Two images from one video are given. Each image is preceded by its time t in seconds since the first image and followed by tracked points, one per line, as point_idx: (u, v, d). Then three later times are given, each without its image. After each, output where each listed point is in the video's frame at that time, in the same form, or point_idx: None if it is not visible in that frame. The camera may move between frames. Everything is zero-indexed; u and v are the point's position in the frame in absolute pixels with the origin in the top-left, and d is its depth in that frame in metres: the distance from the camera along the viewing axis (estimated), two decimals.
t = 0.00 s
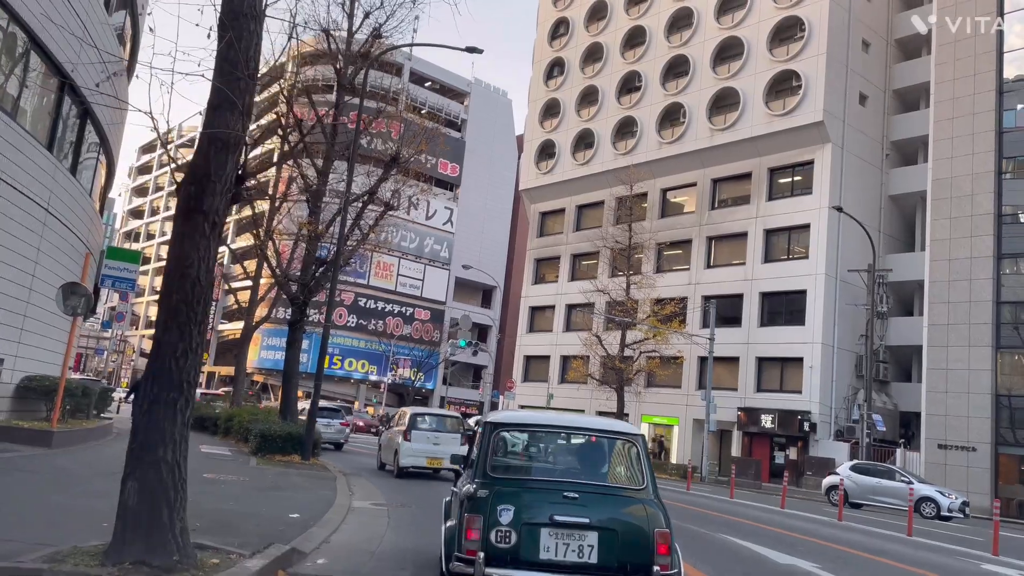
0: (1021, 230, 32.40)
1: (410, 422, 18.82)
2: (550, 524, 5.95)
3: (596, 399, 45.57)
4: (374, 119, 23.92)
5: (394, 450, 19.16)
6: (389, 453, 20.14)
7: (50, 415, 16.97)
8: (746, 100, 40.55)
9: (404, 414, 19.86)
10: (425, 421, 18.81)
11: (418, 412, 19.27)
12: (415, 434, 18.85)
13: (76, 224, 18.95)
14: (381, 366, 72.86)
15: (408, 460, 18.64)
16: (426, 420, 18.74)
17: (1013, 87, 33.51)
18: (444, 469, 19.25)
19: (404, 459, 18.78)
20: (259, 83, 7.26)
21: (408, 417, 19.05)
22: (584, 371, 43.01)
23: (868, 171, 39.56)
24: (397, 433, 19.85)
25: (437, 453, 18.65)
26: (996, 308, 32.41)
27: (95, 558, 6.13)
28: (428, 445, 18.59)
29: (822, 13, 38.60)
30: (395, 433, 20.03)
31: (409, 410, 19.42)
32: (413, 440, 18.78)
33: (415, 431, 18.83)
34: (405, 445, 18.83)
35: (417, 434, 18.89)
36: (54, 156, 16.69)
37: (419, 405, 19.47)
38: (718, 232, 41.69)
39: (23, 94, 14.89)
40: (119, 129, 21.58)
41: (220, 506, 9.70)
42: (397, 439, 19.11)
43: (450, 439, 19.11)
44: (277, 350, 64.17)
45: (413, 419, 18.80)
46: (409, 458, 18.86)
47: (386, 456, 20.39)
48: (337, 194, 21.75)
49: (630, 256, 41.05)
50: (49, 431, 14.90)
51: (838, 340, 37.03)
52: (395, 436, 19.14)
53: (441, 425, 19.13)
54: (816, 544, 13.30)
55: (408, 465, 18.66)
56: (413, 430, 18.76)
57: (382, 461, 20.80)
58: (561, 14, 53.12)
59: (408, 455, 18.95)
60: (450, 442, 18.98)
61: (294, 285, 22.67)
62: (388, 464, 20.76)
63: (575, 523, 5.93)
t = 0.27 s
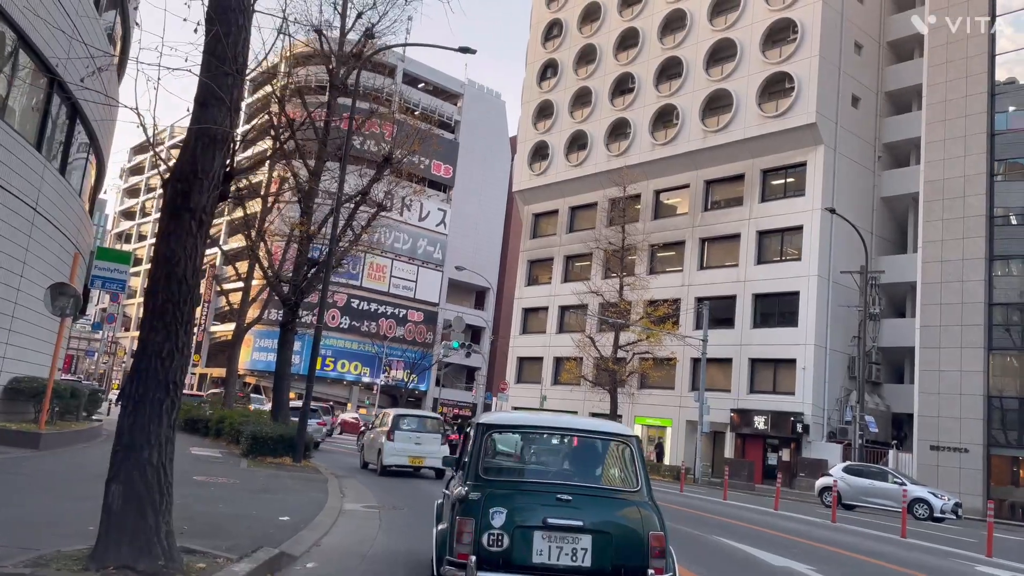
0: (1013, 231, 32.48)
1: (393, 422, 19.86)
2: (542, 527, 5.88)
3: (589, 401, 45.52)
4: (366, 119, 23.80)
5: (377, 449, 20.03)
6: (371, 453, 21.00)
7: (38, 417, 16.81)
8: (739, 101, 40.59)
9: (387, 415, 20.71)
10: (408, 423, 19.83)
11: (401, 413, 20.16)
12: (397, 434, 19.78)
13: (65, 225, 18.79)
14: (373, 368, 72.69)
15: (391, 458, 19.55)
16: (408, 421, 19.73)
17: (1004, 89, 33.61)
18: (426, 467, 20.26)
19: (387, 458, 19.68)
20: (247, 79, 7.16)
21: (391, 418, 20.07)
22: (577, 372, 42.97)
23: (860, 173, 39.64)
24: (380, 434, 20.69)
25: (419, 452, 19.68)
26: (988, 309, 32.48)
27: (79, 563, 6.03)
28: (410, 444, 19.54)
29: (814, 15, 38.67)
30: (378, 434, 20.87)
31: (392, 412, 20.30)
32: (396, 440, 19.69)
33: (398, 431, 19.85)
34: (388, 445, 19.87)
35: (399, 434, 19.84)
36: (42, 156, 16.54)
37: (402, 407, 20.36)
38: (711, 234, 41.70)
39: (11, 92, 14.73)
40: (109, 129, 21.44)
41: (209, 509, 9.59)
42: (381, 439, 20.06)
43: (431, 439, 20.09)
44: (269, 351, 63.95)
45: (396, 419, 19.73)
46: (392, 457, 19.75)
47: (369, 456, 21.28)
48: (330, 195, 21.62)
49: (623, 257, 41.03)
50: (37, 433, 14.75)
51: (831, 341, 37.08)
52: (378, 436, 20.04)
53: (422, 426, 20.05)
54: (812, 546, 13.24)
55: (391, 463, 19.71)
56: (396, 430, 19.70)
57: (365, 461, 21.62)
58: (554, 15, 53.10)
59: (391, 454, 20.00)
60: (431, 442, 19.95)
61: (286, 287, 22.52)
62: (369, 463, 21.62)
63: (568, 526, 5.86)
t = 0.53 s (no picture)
0: (1005, 232, 32.57)
1: (375, 422, 20.72)
2: (536, 529, 5.83)
3: (583, 401, 45.49)
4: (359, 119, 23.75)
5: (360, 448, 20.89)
6: (354, 451, 21.84)
7: (28, 417, 16.65)
8: (733, 102, 40.62)
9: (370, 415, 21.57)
10: (389, 421, 20.71)
11: (383, 413, 21.03)
12: (380, 433, 20.65)
13: (56, 224, 18.64)
14: (367, 369, 72.53)
15: (374, 456, 20.43)
16: (389, 420, 20.61)
17: (997, 90, 33.72)
18: (407, 464, 21.18)
19: (370, 456, 20.54)
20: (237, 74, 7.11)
21: (373, 418, 20.90)
22: (571, 372, 42.92)
23: (854, 174, 39.71)
24: (363, 433, 21.53)
25: (400, 450, 20.57)
26: (981, 310, 32.56)
27: (64, 565, 5.95)
28: (391, 443, 20.41)
29: (808, 16, 38.75)
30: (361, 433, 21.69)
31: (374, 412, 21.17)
32: (378, 439, 20.55)
33: (380, 430, 20.70)
34: (370, 443, 20.73)
35: (381, 433, 20.71)
36: (32, 154, 16.41)
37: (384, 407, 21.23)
38: (705, 234, 41.72)
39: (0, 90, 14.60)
40: (100, 128, 21.30)
41: (200, 510, 9.50)
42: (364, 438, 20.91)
43: (411, 437, 20.95)
44: (262, 351, 63.77)
45: (379, 419, 20.60)
46: (374, 455, 20.62)
47: (352, 454, 22.17)
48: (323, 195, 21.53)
49: (618, 258, 41.03)
50: (26, 433, 14.63)
51: (824, 342, 37.13)
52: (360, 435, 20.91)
53: (403, 425, 20.91)
54: (808, 547, 13.18)
55: (374, 460, 20.56)
56: (378, 430, 20.57)
57: (348, 459, 22.48)
58: (549, 15, 53.08)
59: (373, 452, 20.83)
60: (412, 441, 20.85)
61: (279, 286, 22.40)
62: (352, 462, 22.47)
63: (562, 527, 5.81)
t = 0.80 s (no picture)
0: (997, 232, 32.67)
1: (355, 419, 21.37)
2: (527, 528, 5.77)
3: (577, 400, 45.46)
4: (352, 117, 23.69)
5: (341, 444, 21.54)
6: (334, 446, 22.51)
7: (17, 416, 16.51)
8: (726, 101, 40.65)
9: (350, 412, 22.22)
10: (368, 419, 21.35)
11: (363, 411, 21.68)
12: (361, 430, 21.31)
13: (45, 221, 18.49)
14: (360, 367, 72.37)
15: (355, 453, 21.11)
16: (368, 417, 21.21)
17: (990, 91, 33.81)
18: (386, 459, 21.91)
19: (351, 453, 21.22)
20: (225, 67, 7.06)
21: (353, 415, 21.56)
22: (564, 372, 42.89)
23: (847, 174, 39.77)
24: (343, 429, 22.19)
25: (380, 446, 21.28)
26: (973, 310, 32.64)
27: (48, 566, 5.88)
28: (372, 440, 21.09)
29: (801, 16, 38.79)
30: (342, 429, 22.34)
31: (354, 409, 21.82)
32: (359, 436, 21.22)
33: (360, 427, 21.37)
34: (350, 440, 21.40)
35: (362, 430, 21.36)
36: (22, 150, 16.27)
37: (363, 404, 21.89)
38: (699, 233, 41.73)
39: None
40: (90, 125, 21.15)
41: (189, 510, 9.42)
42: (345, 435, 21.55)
43: (390, 434, 21.68)
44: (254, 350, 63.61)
45: (359, 417, 21.26)
46: (355, 451, 21.31)
47: (332, 449, 22.86)
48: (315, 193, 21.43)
49: (611, 257, 41.01)
50: (15, 433, 14.50)
51: (817, 341, 37.19)
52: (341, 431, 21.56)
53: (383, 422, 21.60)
54: (800, 547, 13.16)
55: (354, 457, 21.21)
56: (359, 427, 21.23)
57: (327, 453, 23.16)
58: (543, 14, 53.01)
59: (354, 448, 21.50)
60: (391, 437, 21.55)
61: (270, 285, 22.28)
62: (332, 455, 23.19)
63: (553, 526, 5.76)
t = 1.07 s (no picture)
0: (988, 231, 32.75)
1: (334, 416, 22.42)
2: (515, 523, 5.69)
3: (569, 399, 45.41)
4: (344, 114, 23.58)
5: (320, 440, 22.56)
6: (314, 442, 23.49)
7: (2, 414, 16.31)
8: (719, 99, 40.63)
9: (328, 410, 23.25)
10: (346, 416, 22.40)
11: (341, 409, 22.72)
12: (339, 427, 22.33)
13: (32, 217, 18.28)
14: (352, 366, 72.18)
15: (333, 448, 22.13)
16: (345, 414, 22.30)
17: (982, 90, 33.88)
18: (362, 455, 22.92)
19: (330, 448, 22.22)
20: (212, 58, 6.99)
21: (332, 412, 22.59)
22: (557, 370, 42.80)
23: (838, 172, 39.82)
24: (322, 426, 23.20)
25: (357, 442, 22.31)
26: (964, 308, 32.71)
27: (29, 569, 5.78)
28: (350, 436, 22.15)
29: (794, 15, 38.80)
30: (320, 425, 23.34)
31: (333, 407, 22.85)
32: (338, 432, 22.25)
33: (338, 424, 22.43)
34: (329, 436, 22.45)
35: (340, 427, 22.42)
36: (8, 145, 16.06)
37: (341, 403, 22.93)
38: (691, 232, 41.71)
39: None
40: (79, 121, 20.95)
41: (176, 509, 9.31)
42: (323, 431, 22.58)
43: (367, 430, 22.75)
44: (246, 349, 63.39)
45: (337, 414, 22.31)
46: (333, 447, 22.32)
47: (311, 445, 23.88)
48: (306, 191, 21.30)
49: (604, 255, 40.97)
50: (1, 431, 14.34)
51: (809, 339, 37.25)
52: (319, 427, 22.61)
53: (359, 419, 22.66)
54: (794, 545, 13.11)
55: (332, 452, 22.25)
56: (337, 424, 22.28)
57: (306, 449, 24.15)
58: (535, 12, 52.89)
59: (332, 444, 22.54)
60: (368, 434, 22.62)
61: (261, 283, 22.12)
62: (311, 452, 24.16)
63: (540, 521, 5.67)
